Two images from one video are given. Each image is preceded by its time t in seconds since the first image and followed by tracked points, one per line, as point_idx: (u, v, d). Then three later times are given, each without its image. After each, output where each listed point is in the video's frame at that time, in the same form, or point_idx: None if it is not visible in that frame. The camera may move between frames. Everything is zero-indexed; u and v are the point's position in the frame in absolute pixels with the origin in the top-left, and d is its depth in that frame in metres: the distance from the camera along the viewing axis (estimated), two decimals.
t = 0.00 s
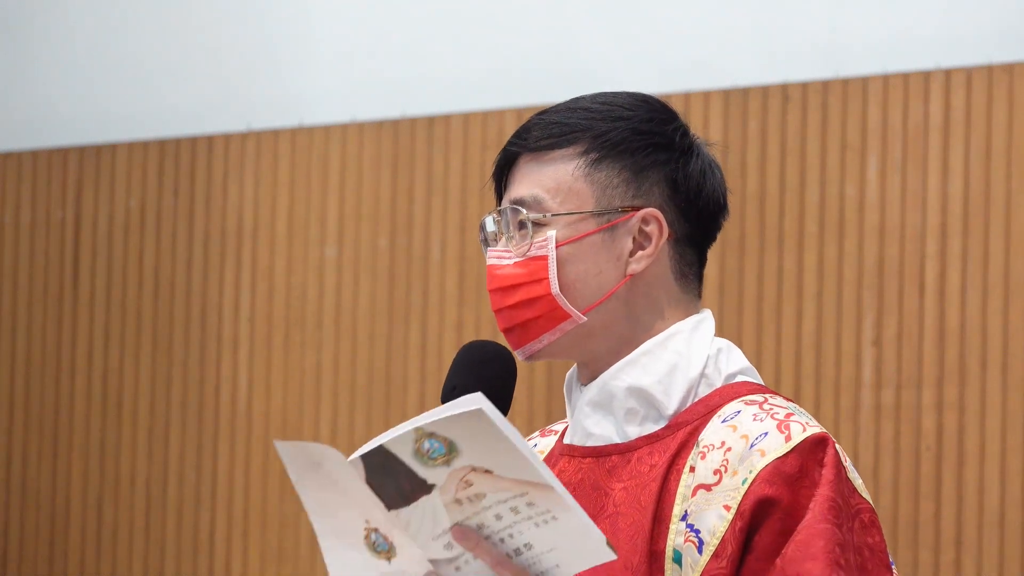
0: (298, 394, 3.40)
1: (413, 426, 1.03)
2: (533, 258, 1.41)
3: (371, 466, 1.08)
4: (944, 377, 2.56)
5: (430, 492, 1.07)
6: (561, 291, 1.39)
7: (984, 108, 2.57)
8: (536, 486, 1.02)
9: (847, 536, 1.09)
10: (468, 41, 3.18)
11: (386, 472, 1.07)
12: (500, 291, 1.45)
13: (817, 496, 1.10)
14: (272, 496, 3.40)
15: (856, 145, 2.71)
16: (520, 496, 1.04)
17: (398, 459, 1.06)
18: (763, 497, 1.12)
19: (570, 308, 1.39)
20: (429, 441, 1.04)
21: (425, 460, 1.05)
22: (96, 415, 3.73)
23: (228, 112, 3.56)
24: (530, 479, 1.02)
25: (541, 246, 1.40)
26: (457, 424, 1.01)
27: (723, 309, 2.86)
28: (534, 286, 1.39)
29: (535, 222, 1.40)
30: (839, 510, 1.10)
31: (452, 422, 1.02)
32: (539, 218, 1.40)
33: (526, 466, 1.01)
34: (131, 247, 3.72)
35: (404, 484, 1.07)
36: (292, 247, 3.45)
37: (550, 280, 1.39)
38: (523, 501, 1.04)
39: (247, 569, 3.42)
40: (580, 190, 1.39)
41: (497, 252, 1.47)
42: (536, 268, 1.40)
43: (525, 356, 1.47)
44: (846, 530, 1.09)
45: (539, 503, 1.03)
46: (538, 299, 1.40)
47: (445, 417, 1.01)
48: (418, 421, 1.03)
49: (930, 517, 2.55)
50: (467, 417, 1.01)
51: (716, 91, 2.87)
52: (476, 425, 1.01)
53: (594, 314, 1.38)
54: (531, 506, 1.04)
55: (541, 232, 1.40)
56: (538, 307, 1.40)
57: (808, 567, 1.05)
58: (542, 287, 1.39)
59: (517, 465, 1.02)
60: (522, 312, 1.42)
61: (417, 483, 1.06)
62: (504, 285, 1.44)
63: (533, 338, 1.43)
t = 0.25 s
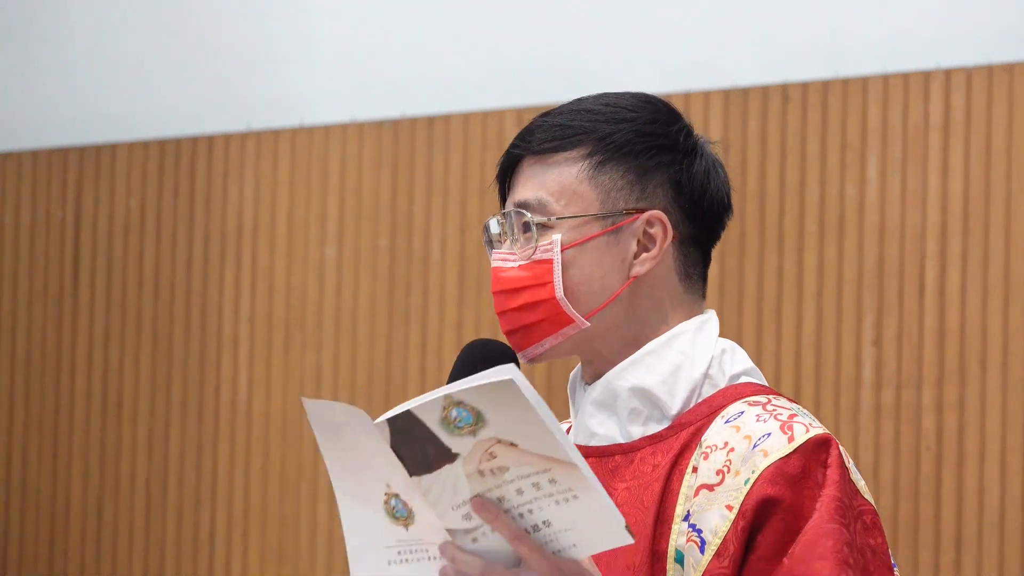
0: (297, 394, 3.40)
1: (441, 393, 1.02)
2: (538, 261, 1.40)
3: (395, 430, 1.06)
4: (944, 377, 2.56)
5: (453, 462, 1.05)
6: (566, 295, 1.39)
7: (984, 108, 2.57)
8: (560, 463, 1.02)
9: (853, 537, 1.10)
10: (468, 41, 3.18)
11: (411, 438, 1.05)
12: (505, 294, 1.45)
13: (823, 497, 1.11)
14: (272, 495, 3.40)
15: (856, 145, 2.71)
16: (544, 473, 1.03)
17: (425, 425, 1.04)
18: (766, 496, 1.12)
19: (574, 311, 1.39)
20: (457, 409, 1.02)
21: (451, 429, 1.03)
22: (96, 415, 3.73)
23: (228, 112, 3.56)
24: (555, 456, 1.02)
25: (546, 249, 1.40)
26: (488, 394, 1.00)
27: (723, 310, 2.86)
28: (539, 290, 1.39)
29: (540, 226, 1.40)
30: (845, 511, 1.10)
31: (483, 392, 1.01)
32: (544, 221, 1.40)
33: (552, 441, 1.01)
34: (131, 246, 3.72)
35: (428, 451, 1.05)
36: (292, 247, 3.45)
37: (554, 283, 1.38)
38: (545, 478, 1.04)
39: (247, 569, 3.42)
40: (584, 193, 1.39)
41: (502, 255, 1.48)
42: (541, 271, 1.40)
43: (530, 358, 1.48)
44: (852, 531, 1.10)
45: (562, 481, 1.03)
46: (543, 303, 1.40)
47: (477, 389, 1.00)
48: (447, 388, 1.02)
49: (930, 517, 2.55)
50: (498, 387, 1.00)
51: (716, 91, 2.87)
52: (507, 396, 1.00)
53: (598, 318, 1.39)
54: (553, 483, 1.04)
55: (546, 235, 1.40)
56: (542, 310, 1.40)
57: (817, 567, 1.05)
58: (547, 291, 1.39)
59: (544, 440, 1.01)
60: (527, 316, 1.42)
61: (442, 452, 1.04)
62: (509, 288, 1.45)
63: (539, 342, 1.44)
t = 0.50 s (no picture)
0: (297, 395, 3.40)
1: (448, 392, 1.02)
2: (538, 271, 1.40)
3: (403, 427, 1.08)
4: (944, 376, 2.56)
5: (460, 458, 1.07)
6: (567, 303, 1.39)
7: (985, 108, 2.57)
8: (566, 464, 1.03)
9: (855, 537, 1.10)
10: (468, 41, 3.18)
11: (419, 433, 1.07)
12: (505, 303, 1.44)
13: (825, 497, 1.11)
14: (272, 496, 3.40)
15: (856, 145, 2.71)
16: (549, 472, 1.05)
17: (433, 421, 1.05)
18: (767, 497, 1.12)
19: (576, 320, 1.39)
20: (464, 408, 1.03)
21: (458, 426, 1.04)
22: (96, 415, 3.73)
23: (228, 113, 3.56)
24: (561, 457, 1.03)
25: (545, 258, 1.39)
26: (496, 397, 1.01)
27: (723, 310, 2.86)
28: (540, 300, 1.39)
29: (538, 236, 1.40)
30: (847, 511, 1.10)
31: (490, 394, 1.01)
32: (543, 231, 1.39)
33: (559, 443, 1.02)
34: (131, 247, 3.72)
35: (434, 446, 1.07)
36: (292, 247, 3.45)
37: (555, 293, 1.38)
38: (551, 477, 1.05)
39: (247, 569, 3.42)
40: (582, 201, 1.39)
41: (501, 264, 1.47)
42: (541, 281, 1.39)
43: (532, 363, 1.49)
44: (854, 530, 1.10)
45: (567, 480, 1.04)
46: (543, 312, 1.40)
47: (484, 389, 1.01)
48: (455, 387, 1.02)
49: (930, 517, 2.55)
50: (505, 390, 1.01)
51: (716, 91, 2.87)
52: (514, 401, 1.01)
53: (599, 326, 1.39)
54: (559, 482, 1.05)
55: (545, 245, 1.40)
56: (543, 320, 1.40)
57: (819, 567, 1.05)
58: (548, 300, 1.39)
59: (551, 442, 1.02)
60: (529, 325, 1.42)
61: (448, 445, 1.06)
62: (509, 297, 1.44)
63: (539, 349, 1.44)
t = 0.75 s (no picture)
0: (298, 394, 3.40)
1: (433, 451, 0.98)
2: (545, 279, 1.40)
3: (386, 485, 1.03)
4: (944, 377, 2.56)
5: (447, 512, 1.04)
6: (577, 311, 1.38)
7: (985, 107, 2.56)
8: (556, 513, 1.01)
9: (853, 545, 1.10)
10: (468, 41, 3.18)
11: (404, 490, 1.03)
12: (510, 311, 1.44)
13: (822, 506, 1.10)
14: (272, 495, 3.40)
15: (856, 146, 2.71)
16: (539, 521, 1.03)
17: (418, 479, 1.01)
18: (764, 505, 1.12)
19: (585, 327, 1.38)
20: (451, 465, 1.00)
21: (444, 482, 1.01)
22: (96, 415, 3.73)
23: (228, 112, 3.56)
24: (552, 508, 1.01)
25: (553, 267, 1.39)
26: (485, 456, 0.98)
27: (723, 310, 2.86)
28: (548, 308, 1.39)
29: (546, 244, 1.39)
30: (844, 520, 1.10)
31: (479, 451, 0.98)
32: (549, 240, 1.39)
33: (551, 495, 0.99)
34: (131, 247, 3.72)
35: (423, 506, 1.04)
36: (292, 246, 3.45)
37: (564, 301, 1.38)
38: (540, 526, 1.03)
39: (247, 569, 3.42)
40: (587, 208, 1.38)
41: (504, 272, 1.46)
42: (549, 290, 1.39)
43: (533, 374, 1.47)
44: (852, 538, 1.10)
45: (556, 528, 1.02)
46: (551, 321, 1.39)
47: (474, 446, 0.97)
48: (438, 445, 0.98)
49: (930, 517, 2.55)
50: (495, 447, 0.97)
51: (716, 91, 2.87)
52: (504, 455, 0.97)
53: (607, 331, 1.38)
54: (548, 530, 1.03)
55: (552, 254, 1.39)
56: (551, 329, 1.39)
57: None
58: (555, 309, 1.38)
59: (541, 492, 1.00)
60: (535, 333, 1.42)
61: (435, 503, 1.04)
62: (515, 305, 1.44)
63: (546, 358, 1.43)
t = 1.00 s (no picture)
0: (298, 394, 3.40)
1: (432, 447, 1.01)
2: (572, 264, 1.37)
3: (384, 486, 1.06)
4: (944, 377, 2.56)
5: (442, 515, 1.06)
6: (602, 298, 1.37)
7: (985, 108, 2.56)
8: (550, 506, 1.03)
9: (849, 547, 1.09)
10: (467, 41, 3.18)
11: (400, 494, 1.05)
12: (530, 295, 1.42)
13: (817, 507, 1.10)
14: (272, 495, 3.40)
15: (856, 146, 2.71)
16: (532, 516, 1.04)
17: (414, 478, 1.04)
18: (762, 506, 1.12)
19: (608, 314, 1.37)
20: (447, 462, 1.02)
21: (438, 482, 1.03)
22: (96, 415, 3.73)
23: (228, 113, 3.56)
24: (548, 500, 1.02)
25: (579, 252, 1.37)
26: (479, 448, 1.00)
27: (723, 310, 2.86)
28: (575, 293, 1.37)
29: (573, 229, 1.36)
30: (841, 522, 1.09)
31: (472, 443, 1.00)
32: (577, 224, 1.36)
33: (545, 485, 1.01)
34: (131, 247, 3.72)
35: (416, 507, 1.06)
36: (292, 246, 3.45)
37: (591, 286, 1.36)
38: (533, 521, 1.04)
39: (247, 569, 3.42)
40: (615, 196, 1.36)
41: (522, 255, 1.43)
42: (575, 275, 1.37)
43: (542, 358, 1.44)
44: (847, 540, 1.09)
45: (552, 523, 1.04)
46: (576, 306, 1.37)
47: (469, 438, 1.00)
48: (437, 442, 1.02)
49: (931, 517, 2.55)
50: (490, 439, 0.99)
51: (716, 91, 2.87)
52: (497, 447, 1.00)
53: (627, 321, 1.37)
54: (542, 526, 1.04)
55: (578, 239, 1.37)
56: (574, 313, 1.37)
57: None
58: (582, 295, 1.36)
59: (538, 485, 1.01)
60: (555, 318, 1.39)
61: (430, 504, 1.05)
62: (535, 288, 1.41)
63: (560, 344, 1.41)
